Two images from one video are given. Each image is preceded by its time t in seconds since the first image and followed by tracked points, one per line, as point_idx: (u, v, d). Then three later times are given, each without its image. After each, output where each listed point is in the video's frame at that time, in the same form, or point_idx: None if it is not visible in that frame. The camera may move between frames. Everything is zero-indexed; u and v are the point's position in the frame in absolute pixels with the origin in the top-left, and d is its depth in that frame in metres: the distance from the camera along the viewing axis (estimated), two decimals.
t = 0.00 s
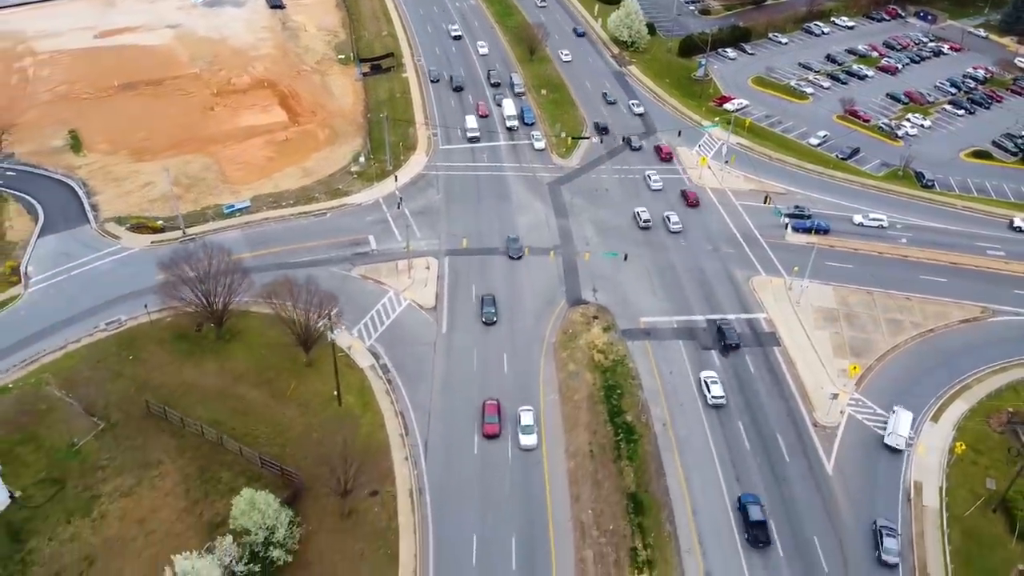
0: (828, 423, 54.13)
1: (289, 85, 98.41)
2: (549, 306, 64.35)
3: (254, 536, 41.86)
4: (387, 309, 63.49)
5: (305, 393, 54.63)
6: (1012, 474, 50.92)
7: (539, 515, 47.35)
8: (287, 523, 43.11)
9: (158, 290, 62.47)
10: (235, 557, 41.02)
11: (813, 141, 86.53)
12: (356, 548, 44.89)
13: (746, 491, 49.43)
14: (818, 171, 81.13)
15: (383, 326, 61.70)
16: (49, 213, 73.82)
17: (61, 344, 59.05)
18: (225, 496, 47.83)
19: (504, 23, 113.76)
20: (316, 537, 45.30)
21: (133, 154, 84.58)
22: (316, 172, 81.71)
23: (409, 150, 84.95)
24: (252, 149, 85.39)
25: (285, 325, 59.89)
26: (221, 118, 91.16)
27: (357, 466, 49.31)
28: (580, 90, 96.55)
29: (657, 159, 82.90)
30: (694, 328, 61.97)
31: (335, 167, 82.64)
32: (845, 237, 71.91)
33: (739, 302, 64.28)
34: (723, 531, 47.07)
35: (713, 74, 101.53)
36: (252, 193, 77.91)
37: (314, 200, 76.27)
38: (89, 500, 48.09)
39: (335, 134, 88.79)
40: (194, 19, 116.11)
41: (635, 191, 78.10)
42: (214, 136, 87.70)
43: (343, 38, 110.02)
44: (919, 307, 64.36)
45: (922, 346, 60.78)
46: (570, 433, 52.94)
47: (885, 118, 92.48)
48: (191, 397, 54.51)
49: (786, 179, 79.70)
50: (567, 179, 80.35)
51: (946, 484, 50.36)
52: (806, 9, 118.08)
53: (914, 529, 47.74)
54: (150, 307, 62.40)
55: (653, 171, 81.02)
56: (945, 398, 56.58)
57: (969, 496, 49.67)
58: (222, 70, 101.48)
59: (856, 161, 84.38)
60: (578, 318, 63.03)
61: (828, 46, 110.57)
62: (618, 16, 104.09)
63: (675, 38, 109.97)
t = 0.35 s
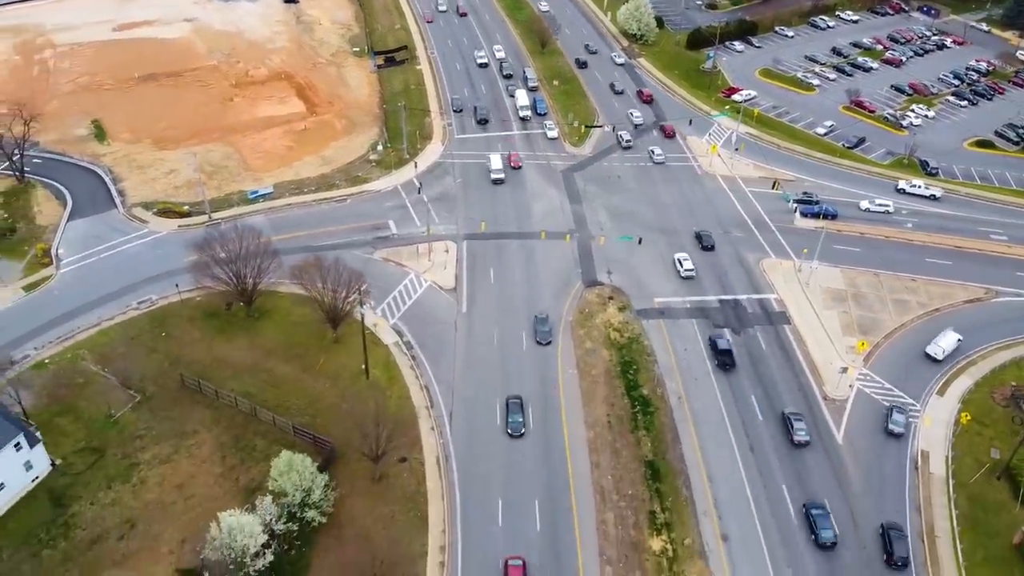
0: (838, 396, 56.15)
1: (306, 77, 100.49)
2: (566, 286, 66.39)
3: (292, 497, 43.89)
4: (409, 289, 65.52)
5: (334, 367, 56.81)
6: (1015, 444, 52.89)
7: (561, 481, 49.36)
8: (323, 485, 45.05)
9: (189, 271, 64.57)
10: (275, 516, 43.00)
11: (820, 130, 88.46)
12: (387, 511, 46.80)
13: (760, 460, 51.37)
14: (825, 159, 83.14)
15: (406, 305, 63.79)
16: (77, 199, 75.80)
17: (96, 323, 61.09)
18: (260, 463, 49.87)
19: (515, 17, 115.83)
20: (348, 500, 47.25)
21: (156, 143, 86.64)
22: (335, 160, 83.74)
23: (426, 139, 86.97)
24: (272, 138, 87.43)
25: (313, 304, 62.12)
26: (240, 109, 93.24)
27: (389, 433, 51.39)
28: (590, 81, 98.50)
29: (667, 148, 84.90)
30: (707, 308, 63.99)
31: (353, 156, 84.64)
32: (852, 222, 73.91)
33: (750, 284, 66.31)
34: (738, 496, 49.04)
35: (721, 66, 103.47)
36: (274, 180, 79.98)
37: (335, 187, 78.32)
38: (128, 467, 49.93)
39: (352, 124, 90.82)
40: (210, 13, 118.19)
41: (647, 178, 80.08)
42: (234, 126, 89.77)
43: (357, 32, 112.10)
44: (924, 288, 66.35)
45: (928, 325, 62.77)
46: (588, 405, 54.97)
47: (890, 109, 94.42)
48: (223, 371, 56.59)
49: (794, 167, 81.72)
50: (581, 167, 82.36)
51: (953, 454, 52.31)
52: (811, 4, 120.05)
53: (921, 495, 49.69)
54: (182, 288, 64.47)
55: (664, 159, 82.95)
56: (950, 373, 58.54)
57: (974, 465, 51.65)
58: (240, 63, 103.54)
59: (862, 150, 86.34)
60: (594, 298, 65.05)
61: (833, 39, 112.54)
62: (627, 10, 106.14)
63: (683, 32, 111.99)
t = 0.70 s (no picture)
0: (840, 370, 58.21)
1: (318, 69, 102.58)
2: (577, 269, 68.47)
3: (319, 461, 45.89)
4: (424, 272, 67.61)
5: (354, 344, 58.95)
6: (1011, 416, 54.95)
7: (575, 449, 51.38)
8: (349, 451, 47.03)
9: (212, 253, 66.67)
10: (304, 478, 44.93)
11: (822, 121, 90.49)
12: (408, 477, 48.78)
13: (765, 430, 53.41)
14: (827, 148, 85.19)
15: (421, 287, 65.90)
16: (99, 186, 77.90)
17: (123, 303, 63.13)
18: (286, 433, 51.93)
19: (522, 12, 117.95)
20: (372, 467, 49.29)
21: (173, 133, 88.78)
22: (349, 150, 85.84)
23: (437, 129, 89.00)
24: (287, 129, 89.53)
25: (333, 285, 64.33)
26: (254, 100, 95.36)
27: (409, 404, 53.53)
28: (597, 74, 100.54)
29: (673, 138, 86.93)
30: (713, 288, 66.04)
31: (366, 145, 86.70)
32: (854, 208, 75.94)
33: (755, 265, 68.39)
34: (745, 463, 51.03)
35: (724, 59, 105.50)
36: (290, 168, 82.09)
37: (350, 175, 80.46)
38: (159, 437, 51.84)
39: (365, 115, 92.91)
40: (222, 8, 120.40)
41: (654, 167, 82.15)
42: (249, 116, 91.88)
43: (368, 26, 114.26)
44: (924, 270, 68.36)
45: (927, 304, 64.83)
46: (600, 379, 57.03)
47: (891, 100, 96.47)
48: (248, 347, 58.75)
49: (796, 155, 83.75)
50: (589, 155, 84.38)
51: (951, 424, 54.37)
52: None
53: (921, 463, 51.70)
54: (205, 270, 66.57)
55: (670, 148, 85.01)
56: (949, 350, 60.57)
57: (972, 434, 53.71)
58: (253, 56, 105.69)
59: (863, 140, 88.36)
60: (604, 280, 67.09)
61: (835, 33, 114.54)
62: (633, 4, 108.18)
63: (688, 26, 114.10)
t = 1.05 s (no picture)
0: (834, 342, 60.64)
1: (328, 60, 105.03)
2: (581, 248, 70.91)
3: (338, 420, 48.68)
4: (434, 251, 70.04)
5: (368, 317, 61.44)
6: (999, 384, 57.33)
7: (580, 415, 53.79)
8: (366, 411, 49.72)
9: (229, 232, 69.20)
10: (324, 436, 47.66)
11: (819, 109, 92.83)
12: (421, 439, 51.31)
13: (762, 397, 55.80)
14: (823, 135, 87.58)
15: (431, 265, 68.37)
16: (118, 171, 80.40)
17: (145, 279, 65.62)
18: (304, 398, 54.46)
19: (526, 5, 120.37)
20: (386, 429, 51.87)
21: (188, 120, 91.26)
22: (359, 137, 88.26)
23: (444, 117, 91.37)
24: (298, 117, 91.96)
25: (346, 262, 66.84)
26: (266, 90, 97.82)
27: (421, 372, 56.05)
28: (600, 64, 102.92)
29: (674, 125, 89.30)
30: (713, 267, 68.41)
31: (375, 133, 89.07)
32: (849, 191, 78.35)
33: (753, 245, 70.81)
34: (742, 427, 53.46)
35: (724, 50, 107.84)
36: (303, 154, 84.57)
37: (360, 160, 82.92)
38: (183, 402, 54.31)
39: (374, 104, 95.33)
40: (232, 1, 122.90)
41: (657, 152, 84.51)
42: (261, 105, 94.34)
43: (375, 19, 116.68)
44: (917, 250, 70.70)
45: (919, 281, 67.24)
46: (603, 350, 59.47)
47: (887, 89, 98.81)
48: (265, 320, 61.23)
49: (794, 142, 86.14)
50: (592, 142, 86.73)
51: (941, 392, 56.78)
52: None
53: (911, 428, 54.08)
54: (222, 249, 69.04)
55: (672, 135, 87.38)
56: (940, 323, 62.95)
57: (961, 401, 56.11)
58: (264, 48, 108.16)
59: (859, 127, 90.72)
60: (607, 259, 69.48)
61: (833, 26, 116.85)
62: None
63: (688, 18, 116.49)
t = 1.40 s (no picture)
0: (816, 314, 63.29)
1: (331, 51, 107.78)
2: (575, 229, 73.52)
3: (342, 382, 51.50)
4: (434, 231, 72.75)
5: (370, 291, 64.16)
6: (974, 354, 59.96)
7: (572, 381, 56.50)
8: (370, 374, 52.59)
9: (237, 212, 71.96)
10: (329, 396, 50.55)
11: (808, 97, 95.46)
12: (421, 402, 54.06)
13: (746, 365, 58.47)
14: (812, 121, 90.20)
15: (431, 244, 71.09)
16: (128, 155, 83.17)
17: (156, 256, 68.36)
18: (310, 364, 57.22)
19: None
20: (388, 393, 54.61)
21: (195, 108, 94.01)
22: (361, 124, 90.92)
23: (444, 105, 94.05)
24: (302, 105, 94.67)
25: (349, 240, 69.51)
26: (270, 79, 100.57)
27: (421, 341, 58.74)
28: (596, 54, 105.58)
29: (667, 113, 91.94)
30: (702, 245, 71.06)
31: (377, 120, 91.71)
32: (836, 175, 80.97)
33: (741, 225, 73.49)
34: (726, 392, 56.12)
35: (718, 41, 110.47)
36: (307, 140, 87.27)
37: (363, 146, 85.64)
38: (194, 368, 57.05)
39: (376, 93, 98.01)
40: None
41: (650, 138, 87.16)
42: (266, 94, 97.09)
43: (377, 11, 119.41)
44: (899, 230, 73.28)
45: (901, 259, 69.89)
46: (595, 322, 62.18)
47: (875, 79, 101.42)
48: (272, 293, 63.96)
49: (783, 128, 88.79)
50: (588, 129, 89.37)
51: (918, 360, 59.42)
52: None
53: (888, 393, 56.70)
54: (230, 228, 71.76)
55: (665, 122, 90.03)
56: (919, 298, 65.58)
57: (937, 369, 58.74)
58: (268, 39, 110.92)
59: (847, 114, 93.35)
60: (600, 238, 72.10)
61: (824, 18, 119.52)
62: None
63: (683, 11, 119.21)
